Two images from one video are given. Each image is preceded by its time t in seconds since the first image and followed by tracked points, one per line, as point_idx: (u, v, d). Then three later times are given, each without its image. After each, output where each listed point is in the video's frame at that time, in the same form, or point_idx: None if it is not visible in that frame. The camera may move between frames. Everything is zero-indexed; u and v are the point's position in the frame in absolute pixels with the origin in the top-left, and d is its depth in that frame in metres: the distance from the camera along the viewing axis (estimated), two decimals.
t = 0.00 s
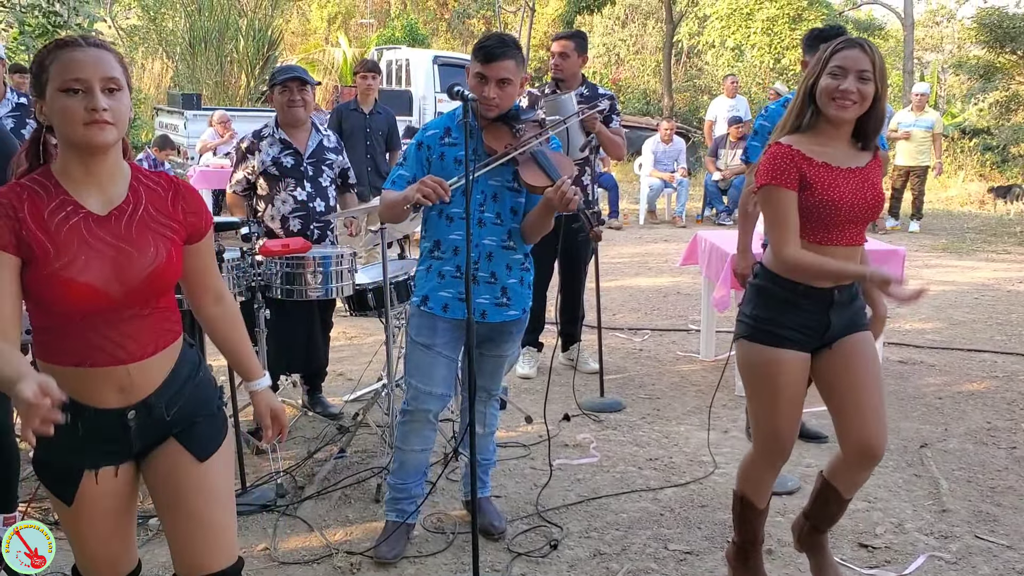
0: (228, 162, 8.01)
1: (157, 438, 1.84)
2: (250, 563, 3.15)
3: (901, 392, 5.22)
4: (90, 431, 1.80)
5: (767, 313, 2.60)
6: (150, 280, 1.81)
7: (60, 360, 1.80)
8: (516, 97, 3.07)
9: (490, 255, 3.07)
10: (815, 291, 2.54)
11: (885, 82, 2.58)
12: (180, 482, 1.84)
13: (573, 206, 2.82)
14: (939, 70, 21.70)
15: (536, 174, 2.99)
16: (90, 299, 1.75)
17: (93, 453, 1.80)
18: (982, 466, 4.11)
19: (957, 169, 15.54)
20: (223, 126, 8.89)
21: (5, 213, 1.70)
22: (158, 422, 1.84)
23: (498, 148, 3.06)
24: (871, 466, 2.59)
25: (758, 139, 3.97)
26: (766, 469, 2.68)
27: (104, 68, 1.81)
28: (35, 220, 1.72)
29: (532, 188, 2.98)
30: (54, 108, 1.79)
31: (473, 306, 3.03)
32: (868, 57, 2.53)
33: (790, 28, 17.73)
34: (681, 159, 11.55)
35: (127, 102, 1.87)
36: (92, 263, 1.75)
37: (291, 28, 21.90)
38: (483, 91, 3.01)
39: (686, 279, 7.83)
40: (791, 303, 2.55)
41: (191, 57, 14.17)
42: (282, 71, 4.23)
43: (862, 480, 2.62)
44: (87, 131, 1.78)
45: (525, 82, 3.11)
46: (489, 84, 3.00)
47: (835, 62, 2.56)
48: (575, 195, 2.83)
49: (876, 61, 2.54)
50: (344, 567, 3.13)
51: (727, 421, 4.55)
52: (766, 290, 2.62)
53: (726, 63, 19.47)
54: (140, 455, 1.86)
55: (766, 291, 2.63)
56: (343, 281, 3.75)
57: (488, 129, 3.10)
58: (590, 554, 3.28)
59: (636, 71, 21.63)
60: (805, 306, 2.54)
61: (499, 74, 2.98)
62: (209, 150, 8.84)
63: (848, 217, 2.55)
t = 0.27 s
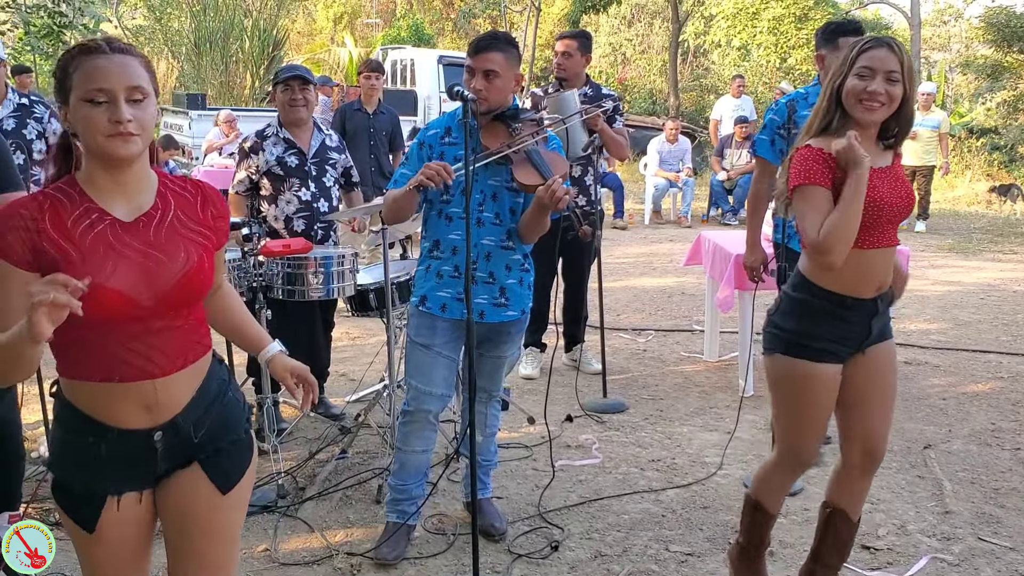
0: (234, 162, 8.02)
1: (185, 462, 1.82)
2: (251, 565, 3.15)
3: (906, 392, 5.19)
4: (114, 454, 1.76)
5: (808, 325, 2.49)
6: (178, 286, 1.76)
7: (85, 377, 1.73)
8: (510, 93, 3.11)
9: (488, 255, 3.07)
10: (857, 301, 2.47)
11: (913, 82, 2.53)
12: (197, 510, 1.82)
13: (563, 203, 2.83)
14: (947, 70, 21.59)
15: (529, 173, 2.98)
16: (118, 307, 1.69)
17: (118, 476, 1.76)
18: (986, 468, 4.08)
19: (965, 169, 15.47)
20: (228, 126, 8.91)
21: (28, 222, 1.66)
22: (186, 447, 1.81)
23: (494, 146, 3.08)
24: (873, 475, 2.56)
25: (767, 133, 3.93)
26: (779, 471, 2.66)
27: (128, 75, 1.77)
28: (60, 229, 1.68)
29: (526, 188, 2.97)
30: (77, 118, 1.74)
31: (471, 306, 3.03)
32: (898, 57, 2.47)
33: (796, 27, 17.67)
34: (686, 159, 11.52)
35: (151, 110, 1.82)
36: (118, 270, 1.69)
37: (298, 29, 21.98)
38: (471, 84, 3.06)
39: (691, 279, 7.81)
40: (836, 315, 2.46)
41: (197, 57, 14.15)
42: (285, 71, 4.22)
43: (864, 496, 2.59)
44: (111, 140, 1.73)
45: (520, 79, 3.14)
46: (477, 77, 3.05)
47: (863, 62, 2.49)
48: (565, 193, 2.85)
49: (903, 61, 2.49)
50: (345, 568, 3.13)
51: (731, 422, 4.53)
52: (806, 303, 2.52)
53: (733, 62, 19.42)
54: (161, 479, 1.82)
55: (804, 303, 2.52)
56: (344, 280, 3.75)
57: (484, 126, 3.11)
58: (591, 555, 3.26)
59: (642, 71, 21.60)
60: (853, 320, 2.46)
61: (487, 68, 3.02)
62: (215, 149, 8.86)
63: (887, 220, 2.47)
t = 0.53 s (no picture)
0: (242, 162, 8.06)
1: (205, 473, 1.70)
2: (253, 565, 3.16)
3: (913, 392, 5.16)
4: (129, 455, 1.67)
5: (834, 324, 2.49)
6: (191, 298, 1.64)
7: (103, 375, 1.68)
8: (513, 91, 3.12)
9: (491, 252, 3.07)
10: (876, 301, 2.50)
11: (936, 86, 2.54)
12: (217, 525, 1.72)
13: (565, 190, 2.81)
14: (960, 67, 21.41)
15: (531, 167, 2.99)
16: (124, 313, 1.60)
17: (133, 481, 1.66)
18: (993, 468, 4.05)
19: (977, 167, 15.35)
20: (237, 125, 8.96)
21: (47, 218, 1.61)
22: (205, 458, 1.69)
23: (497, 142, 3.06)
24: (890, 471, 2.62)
25: (783, 142, 3.91)
26: (892, 480, 2.37)
27: (144, 93, 1.62)
28: (75, 228, 1.61)
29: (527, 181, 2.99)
30: (99, 134, 1.65)
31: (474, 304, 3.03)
32: (922, 59, 2.48)
33: (806, 25, 17.60)
34: (695, 158, 11.49)
35: (178, 123, 1.68)
36: (127, 275, 1.60)
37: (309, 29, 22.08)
38: (474, 82, 3.08)
39: (699, 278, 7.79)
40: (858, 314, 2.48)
41: (206, 57, 14.19)
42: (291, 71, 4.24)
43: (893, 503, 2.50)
44: (128, 166, 1.63)
45: (524, 78, 3.14)
46: (479, 75, 3.06)
47: (889, 62, 2.50)
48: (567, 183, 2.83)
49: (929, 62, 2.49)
50: (347, 567, 3.14)
51: (736, 422, 4.52)
52: (825, 305, 2.54)
53: (743, 61, 19.36)
54: (183, 491, 1.71)
55: (825, 303, 2.54)
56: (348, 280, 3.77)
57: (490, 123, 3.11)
58: (594, 555, 3.26)
59: (652, 69, 21.56)
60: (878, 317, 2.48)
61: (489, 66, 3.02)
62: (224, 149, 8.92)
63: (906, 221, 2.48)
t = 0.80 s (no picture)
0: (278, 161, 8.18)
1: (246, 473, 1.72)
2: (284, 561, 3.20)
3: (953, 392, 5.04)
4: (173, 454, 1.68)
5: (887, 320, 2.37)
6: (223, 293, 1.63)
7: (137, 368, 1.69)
8: (541, 89, 3.10)
9: (518, 250, 3.07)
10: (936, 295, 2.36)
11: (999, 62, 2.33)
12: (259, 529, 1.74)
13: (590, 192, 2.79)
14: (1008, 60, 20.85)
15: (558, 164, 2.99)
16: (158, 305, 1.62)
17: (177, 479, 1.68)
18: None
19: None
20: (274, 124, 9.09)
21: (89, 208, 1.66)
22: (248, 458, 1.71)
23: (524, 140, 3.07)
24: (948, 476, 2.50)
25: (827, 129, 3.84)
26: (902, 490, 2.39)
27: (171, 114, 1.58)
28: (114, 220, 1.64)
29: (555, 178, 2.99)
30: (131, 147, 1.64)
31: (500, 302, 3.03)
32: (981, 37, 2.28)
33: (845, 19, 17.30)
34: (732, 154, 11.36)
35: (208, 138, 1.64)
36: (161, 267, 1.61)
37: (346, 29, 22.31)
38: (501, 82, 3.06)
39: (734, 276, 7.70)
40: (914, 309, 2.35)
41: (245, 57, 14.43)
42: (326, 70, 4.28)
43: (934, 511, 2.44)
44: (161, 183, 1.61)
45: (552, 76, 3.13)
46: (507, 74, 3.05)
47: (945, 45, 2.30)
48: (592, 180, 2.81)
49: (990, 40, 2.29)
50: (375, 564, 3.16)
51: (769, 421, 4.46)
52: (880, 299, 2.39)
53: (781, 56, 19.09)
54: (226, 493, 1.72)
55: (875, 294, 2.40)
56: (378, 278, 3.78)
57: (519, 123, 3.11)
58: (623, 554, 3.25)
59: (690, 65, 21.38)
60: (931, 315, 2.36)
61: (516, 64, 3.02)
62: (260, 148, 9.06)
63: (970, 213, 2.31)
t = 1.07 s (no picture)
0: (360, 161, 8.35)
1: (318, 457, 1.76)
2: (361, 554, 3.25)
3: None
4: (248, 439, 1.73)
5: (965, 324, 2.26)
6: (298, 304, 1.68)
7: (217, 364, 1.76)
8: (617, 86, 3.05)
9: (593, 248, 3.04)
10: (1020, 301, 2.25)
11: None
12: (335, 509, 1.77)
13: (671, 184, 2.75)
14: None
15: (635, 159, 2.94)
16: (237, 313, 1.68)
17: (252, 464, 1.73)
18: None
19: None
20: (356, 125, 9.28)
21: (175, 214, 1.71)
22: (319, 442, 1.75)
23: (599, 137, 3.03)
24: None
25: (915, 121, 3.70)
26: (1000, 501, 2.25)
27: (261, 141, 1.62)
28: (198, 227, 1.70)
29: (632, 173, 2.94)
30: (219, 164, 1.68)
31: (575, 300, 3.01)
32: None
33: (941, 9, 16.44)
34: (818, 149, 11.01)
35: (294, 158, 1.68)
36: (240, 278, 1.67)
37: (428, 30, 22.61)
38: (576, 80, 3.03)
39: (820, 274, 7.47)
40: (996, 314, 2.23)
41: (329, 59, 14.79)
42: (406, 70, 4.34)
43: None
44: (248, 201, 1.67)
45: (628, 71, 3.08)
46: (583, 72, 3.01)
47: None
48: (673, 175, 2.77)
49: None
50: (451, 559, 3.18)
51: (855, 423, 4.30)
52: (960, 304, 2.28)
53: (872, 48, 18.39)
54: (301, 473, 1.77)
55: (956, 299, 2.29)
56: (454, 275, 3.81)
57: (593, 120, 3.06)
58: (700, 556, 3.18)
59: (776, 59, 20.83)
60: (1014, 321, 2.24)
61: (592, 62, 2.98)
62: (343, 149, 9.27)
63: None
